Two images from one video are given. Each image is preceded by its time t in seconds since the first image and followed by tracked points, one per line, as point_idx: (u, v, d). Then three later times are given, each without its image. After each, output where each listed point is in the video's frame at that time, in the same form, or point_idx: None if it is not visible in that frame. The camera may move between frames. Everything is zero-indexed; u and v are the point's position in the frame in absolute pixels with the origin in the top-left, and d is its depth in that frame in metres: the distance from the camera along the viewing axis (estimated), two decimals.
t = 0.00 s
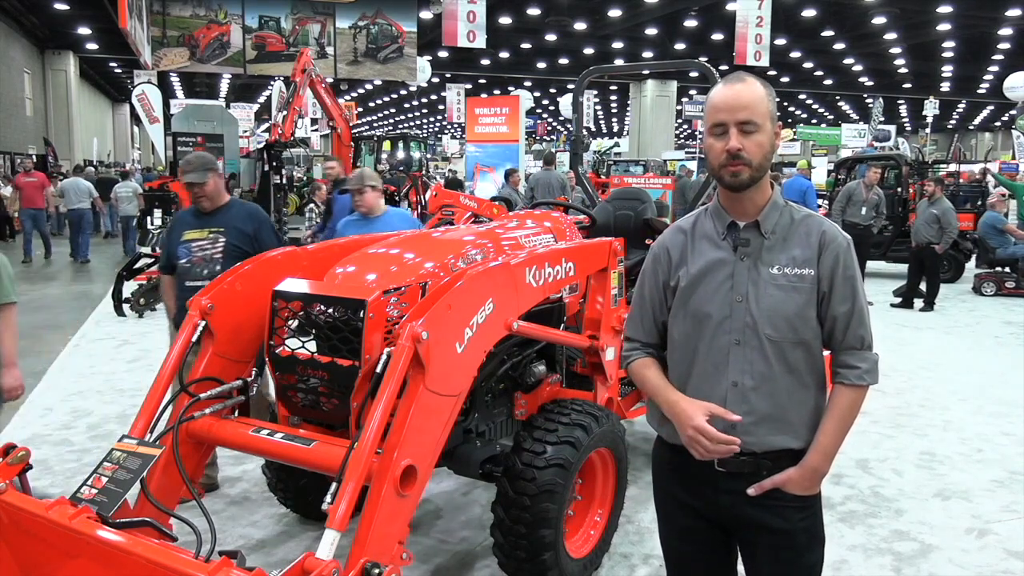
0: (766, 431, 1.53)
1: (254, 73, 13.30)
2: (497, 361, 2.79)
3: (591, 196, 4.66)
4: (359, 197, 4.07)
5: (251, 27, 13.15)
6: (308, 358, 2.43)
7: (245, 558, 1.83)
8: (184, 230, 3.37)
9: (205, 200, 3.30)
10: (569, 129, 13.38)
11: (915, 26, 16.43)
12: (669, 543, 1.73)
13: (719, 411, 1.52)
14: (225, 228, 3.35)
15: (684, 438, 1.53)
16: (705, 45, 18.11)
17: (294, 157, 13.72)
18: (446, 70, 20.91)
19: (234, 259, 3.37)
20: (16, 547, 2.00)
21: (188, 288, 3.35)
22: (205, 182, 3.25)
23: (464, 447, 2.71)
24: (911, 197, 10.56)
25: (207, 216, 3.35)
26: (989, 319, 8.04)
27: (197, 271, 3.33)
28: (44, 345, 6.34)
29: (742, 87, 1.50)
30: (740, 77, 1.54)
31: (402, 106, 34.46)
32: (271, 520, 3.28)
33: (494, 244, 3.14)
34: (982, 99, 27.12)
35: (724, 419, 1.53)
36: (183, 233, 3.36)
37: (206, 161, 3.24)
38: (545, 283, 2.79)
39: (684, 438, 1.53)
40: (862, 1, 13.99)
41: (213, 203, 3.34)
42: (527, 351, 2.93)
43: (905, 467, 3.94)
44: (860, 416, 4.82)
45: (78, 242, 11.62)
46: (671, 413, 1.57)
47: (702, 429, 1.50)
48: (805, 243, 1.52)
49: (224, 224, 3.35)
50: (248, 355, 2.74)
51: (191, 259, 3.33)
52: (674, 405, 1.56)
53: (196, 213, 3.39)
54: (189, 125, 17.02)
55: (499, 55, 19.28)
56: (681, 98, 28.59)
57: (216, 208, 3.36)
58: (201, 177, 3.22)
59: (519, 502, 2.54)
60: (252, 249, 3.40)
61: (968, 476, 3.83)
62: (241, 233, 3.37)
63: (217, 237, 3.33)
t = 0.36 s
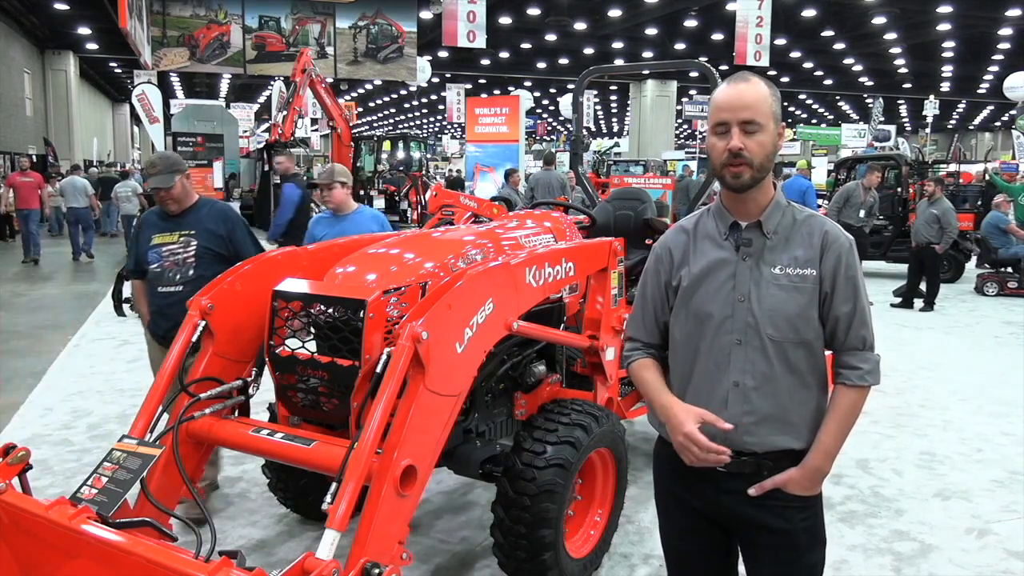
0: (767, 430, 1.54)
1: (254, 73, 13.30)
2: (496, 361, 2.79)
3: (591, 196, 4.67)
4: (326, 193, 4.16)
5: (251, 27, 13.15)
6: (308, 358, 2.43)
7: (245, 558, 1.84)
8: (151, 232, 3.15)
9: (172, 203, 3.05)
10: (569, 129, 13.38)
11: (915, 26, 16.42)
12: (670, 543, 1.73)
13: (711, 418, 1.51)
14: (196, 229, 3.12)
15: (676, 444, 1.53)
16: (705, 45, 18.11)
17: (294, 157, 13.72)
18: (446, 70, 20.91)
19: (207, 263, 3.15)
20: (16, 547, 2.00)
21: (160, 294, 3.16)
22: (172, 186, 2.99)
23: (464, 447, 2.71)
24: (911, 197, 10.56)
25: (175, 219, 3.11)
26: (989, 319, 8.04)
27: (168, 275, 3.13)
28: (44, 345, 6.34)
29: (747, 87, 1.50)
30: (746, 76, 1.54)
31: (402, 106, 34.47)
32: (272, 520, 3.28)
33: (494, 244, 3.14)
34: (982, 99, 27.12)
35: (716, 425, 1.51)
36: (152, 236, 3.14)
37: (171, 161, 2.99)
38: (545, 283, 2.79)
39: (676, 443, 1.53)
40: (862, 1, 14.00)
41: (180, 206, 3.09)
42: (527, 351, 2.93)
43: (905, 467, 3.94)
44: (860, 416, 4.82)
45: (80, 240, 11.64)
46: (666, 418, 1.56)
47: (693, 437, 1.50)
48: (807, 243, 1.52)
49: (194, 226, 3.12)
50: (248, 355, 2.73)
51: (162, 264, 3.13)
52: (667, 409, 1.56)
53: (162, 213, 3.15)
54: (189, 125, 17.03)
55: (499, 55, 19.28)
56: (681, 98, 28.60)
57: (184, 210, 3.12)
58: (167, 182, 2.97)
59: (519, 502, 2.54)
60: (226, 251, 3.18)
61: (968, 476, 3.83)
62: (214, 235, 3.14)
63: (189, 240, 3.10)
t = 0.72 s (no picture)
0: (765, 431, 1.53)
1: (254, 73, 13.30)
2: (497, 361, 2.79)
3: (592, 196, 4.67)
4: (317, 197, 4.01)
5: (251, 27, 13.14)
6: (308, 358, 2.43)
7: (245, 559, 1.83)
8: (132, 233, 3.10)
9: (159, 207, 2.99)
10: (569, 129, 13.39)
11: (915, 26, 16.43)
12: (671, 541, 1.74)
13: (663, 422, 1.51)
14: (177, 237, 3.06)
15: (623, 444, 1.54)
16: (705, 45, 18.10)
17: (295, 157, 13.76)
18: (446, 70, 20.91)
19: (180, 273, 3.08)
20: (16, 547, 2.00)
21: (129, 299, 3.12)
22: (159, 192, 2.93)
23: (464, 447, 2.70)
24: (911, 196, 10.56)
25: (160, 223, 3.06)
26: (989, 319, 8.05)
27: (138, 281, 3.08)
28: (44, 345, 6.34)
29: (735, 90, 1.50)
30: (742, 79, 1.52)
31: (402, 106, 34.48)
32: (272, 520, 3.28)
33: (494, 244, 3.14)
34: (982, 99, 27.12)
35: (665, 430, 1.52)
36: (132, 235, 3.10)
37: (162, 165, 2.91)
38: (545, 283, 2.79)
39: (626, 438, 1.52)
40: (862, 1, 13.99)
41: (166, 211, 3.02)
42: (527, 351, 2.93)
43: (905, 467, 3.95)
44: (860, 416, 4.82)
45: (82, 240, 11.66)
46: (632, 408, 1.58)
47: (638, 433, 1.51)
48: (810, 245, 1.51)
49: (176, 233, 3.05)
50: (248, 355, 2.73)
51: (136, 266, 3.08)
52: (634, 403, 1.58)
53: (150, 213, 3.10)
54: (190, 125, 17.05)
55: (499, 55, 19.29)
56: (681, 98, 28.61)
57: (169, 215, 3.05)
58: (154, 187, 2.90)
59: (519, 502, 2.54)
60: (202, 263, 3.09)
61: (968, 476, 3.83)
62: (192, 246, 3.07)
63: (164, 248, 3.04)
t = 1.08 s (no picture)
0: (759, 433, 1.53)
1: (254, 73, 13.29)
2: (496, 361, 2.80)
3: (592, 196, 4.67)
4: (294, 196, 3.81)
5: (251, 27, 13.13)
6: (308, 357, 2.43)
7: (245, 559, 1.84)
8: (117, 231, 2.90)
9: (144, 206, 2.79)
10: (569, 129, 13.39)
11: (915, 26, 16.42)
12: (674, 537, 1.75)
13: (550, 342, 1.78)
14: (162, 237, 2.83)
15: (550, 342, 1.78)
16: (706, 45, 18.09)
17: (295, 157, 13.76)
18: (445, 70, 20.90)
19: (164, 276, 2.85)
20: (16, 547, 2.00)
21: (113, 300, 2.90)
22: (143, 191, 2.73)
23: (464, 447, 2.70)
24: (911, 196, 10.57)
25: (145, 222, 2.85)
26: (989, 319, 8.05)
27: (122, 281, 2.86)
28: (44, 345, 6.34)
29: (733, 91, 1.51)
30: (743, 79, 1.53)
31: (402, 106, 34.48)
32: (272, 520, 3.28)
33: (494, 244, 3.14)
34: (981, 99, 27.11)
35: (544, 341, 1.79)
36: (117, 234, 2.89)
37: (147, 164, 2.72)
38: (545, 283, 2.79)
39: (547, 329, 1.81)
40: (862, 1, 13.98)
41: (151, 211, 2.82)
42: (527, 351, 2.93)
43: (905, 467, 3.95)
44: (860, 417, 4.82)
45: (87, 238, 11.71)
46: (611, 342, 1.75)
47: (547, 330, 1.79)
48: (808, 246, 1.49)
49: (161, 233, 2.83)
50: (248, 355, 2.73)
51: (119, 267, 2.87)
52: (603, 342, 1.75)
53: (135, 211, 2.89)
54: (190, 125, 17.06)
55: (499, 55, 19.28)
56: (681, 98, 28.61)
57: (155, 214, 2.84)
58: (139, 187, 2.72)
59: (518, 502, 2.54)
60: (187, 265, 2.86)
61: (968, 476, 3.83)
62: (178, 248, 2.84)
63: (148, 247, 2.82)
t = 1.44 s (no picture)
0: (754, 434, 1.53)
1: (254, 73, 13.29)
2: (496, 361, 2.80)
3: (591, 195, 4.67)
4: (253, 195, 3.59)
5: (251, 27, 13.13)
6: (308, 358, 2.43)
7: (244, 559, 1.83)
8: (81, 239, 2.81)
9: (111, 211, 2.73)
10: (568, 129, 13.39)
11: (915, 26, 16.41)
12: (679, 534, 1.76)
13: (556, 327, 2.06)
14: (135, 239, 2.78)
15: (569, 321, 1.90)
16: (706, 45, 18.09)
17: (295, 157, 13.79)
18: (445, 70, 20.90)
19: (141, 278, 2.80)
20: (16, 547, 2.00)
21: (87, 309, 2.80)
22: (112, 195, 2.68)
23: (464, 447, 2.70)
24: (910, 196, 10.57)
25: (112, 227, 2.78)
26: (989, 319, 8.05)
27: (96, 288, 2.78)
28: (44, 345, 6.34)
29: (732, 91, 1.51)
30: (744, 77, 1.52)
31: (402, 106, 34.48)
32: (272, 520, 3.29)
33: (494, 244, 3.14)
34: (981, 99, 27.11)
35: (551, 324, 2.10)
36: (81, 241, 2.80)
37: (112, 167, 2.68)
38: (545, 283, 2.79)
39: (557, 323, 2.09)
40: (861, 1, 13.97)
41: (120, 215, 2.76)
42: (527, 351, 2.93)
43: (905, 467, 3.95)
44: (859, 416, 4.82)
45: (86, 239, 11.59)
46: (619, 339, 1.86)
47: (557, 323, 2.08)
48: (804, 250, 1.48)
49: (133, 235, 2.78)
50: (248, 355, 2.73)
51: (91, 274, 2.78)
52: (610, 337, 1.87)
53: (99, 216, 2.81)
54: (190, 125, 17.07)
55: (499, 55, 19.28)
56: (681, 98, 28.61)
57: (123, 217, 2.78)
58: (107, 192, 2.66)
59: (519, 502, 2.54)
60: (165, 267, 2.83)
61: (967, 476, 3.84)
62: (152, 249, 2.79)
63: (122, 250, 2.77)
